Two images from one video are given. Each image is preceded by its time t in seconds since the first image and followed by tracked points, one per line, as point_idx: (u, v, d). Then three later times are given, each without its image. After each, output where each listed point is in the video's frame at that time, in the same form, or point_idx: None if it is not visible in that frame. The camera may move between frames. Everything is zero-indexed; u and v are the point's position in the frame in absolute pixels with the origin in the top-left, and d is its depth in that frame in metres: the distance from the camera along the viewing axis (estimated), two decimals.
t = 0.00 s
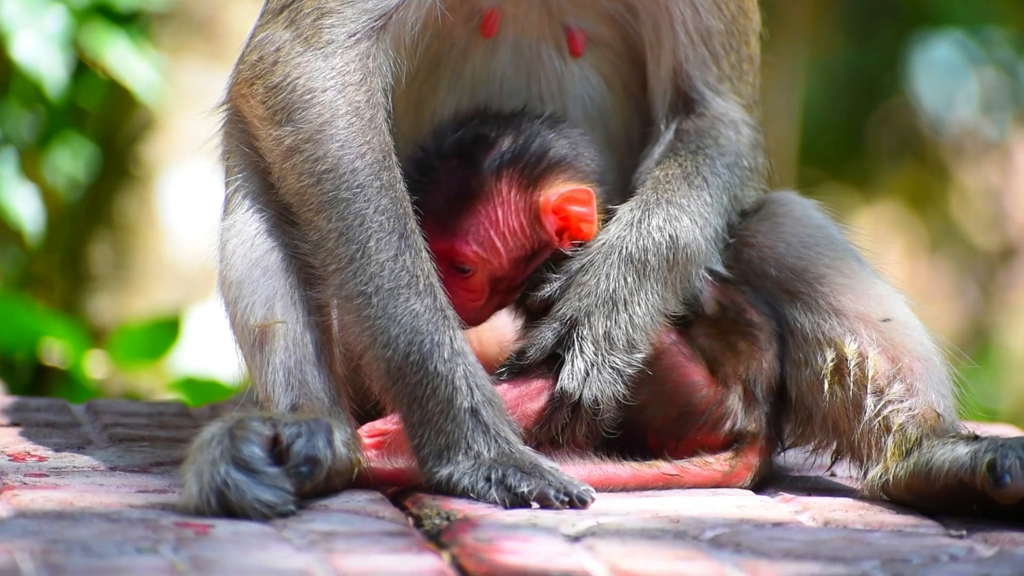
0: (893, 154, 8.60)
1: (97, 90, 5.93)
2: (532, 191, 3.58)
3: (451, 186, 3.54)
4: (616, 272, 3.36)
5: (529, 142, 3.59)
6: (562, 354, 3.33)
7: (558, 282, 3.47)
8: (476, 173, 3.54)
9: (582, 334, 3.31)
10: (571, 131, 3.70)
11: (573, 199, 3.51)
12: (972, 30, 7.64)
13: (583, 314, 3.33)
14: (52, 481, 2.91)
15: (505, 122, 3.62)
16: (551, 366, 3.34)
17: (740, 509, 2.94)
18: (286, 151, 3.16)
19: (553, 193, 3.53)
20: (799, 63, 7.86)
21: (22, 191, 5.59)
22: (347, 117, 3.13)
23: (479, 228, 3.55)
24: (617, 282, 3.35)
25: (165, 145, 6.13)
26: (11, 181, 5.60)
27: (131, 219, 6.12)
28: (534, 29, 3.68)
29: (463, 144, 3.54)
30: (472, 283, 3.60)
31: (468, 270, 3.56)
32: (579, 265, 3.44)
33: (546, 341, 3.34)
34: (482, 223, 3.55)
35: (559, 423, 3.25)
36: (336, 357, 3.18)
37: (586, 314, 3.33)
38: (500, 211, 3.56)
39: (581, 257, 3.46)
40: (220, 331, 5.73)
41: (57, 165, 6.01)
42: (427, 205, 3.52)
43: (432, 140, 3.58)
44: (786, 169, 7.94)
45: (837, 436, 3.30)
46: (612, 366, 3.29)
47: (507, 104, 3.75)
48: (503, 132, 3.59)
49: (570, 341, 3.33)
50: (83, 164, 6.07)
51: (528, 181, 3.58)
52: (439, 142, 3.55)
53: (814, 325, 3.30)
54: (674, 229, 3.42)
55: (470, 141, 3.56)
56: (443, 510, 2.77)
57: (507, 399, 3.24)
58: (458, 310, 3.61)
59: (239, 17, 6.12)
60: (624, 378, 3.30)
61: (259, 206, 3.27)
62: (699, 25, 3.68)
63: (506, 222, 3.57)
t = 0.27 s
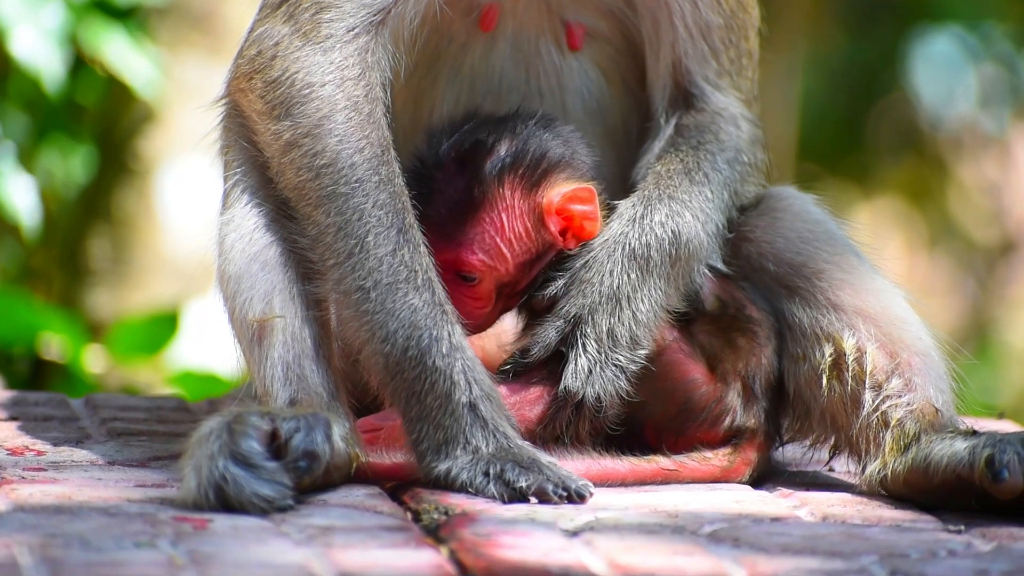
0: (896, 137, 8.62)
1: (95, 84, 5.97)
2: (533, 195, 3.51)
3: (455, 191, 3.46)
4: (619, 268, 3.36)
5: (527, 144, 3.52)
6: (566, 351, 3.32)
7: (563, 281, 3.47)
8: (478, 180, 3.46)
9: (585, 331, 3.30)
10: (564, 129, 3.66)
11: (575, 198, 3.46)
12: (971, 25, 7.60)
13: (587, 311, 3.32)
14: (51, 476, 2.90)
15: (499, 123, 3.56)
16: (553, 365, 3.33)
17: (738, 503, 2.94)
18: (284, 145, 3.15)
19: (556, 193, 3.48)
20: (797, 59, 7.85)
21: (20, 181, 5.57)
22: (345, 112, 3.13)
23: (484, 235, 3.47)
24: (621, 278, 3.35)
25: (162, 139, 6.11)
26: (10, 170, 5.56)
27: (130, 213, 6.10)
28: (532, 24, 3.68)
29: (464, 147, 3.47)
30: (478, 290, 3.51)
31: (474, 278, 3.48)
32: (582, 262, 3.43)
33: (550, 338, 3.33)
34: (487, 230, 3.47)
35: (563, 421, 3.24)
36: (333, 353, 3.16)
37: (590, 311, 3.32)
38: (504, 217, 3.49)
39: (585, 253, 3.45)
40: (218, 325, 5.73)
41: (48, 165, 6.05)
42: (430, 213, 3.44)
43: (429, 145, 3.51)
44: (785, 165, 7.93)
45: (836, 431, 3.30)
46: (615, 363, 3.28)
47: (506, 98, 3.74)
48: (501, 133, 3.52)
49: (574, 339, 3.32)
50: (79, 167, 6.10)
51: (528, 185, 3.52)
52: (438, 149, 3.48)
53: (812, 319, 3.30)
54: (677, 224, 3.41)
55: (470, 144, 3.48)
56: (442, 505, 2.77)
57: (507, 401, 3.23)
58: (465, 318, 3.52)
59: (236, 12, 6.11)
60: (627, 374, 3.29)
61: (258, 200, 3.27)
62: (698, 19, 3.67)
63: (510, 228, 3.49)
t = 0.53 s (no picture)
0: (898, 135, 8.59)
1: (94, 84, 5.96)
2: (523, 203, 3.50)
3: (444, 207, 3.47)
4: (616, 269, 3.36)
5: (515, 152, 3.51)
6: (562, 351, 3.33)
7: (562, 281, 3.44)
8: (468, 193, 3.46)
9: (582, 332, 3.31)
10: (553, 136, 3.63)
11: (567, 204, 3.47)
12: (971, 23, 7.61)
13: (584, 313, 3.33)
14: (49, 474, 2.90)
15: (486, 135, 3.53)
16: (549, 365, 3.34)
17: (737, 503, 2.95)
18: (283, 144, 3.15)
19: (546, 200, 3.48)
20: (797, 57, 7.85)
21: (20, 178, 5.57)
22: (345, 110, 3.13)
23: (476, 246, 3.47)
24: (618, 279, 3.35)
25: (162, 137, 6.12)
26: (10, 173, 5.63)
27: (130, 211, 6.10)
28: (531, 22, 3.68)
29: (451, 160, 3.46)
30: (473, 301, 3.51)
31: (469, 289, 3.49)
32: (579, 263, 3.43)
33: (546, 339, 3.34)
34: (479, 242, 3.47)
35: (560, 421, 3.25)
36: (332, 351, 3.16)
37: (586, 312, 3.33)
38: (496, 227, 3.48)
39: (581, 253, 3.45)
40: (218, 323, 5.73)
41: (57, 155, 5.98)
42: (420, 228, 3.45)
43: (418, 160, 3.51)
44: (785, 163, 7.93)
45: (835, 430, 3.30)
46: (612, 364, 3.29)
47: (506, 96, 3.73)
48: (487, 145, 3.50)
49: (570, 339, 3.33)
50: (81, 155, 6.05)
51: (518, 194, 3.50)
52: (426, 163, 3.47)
53: (811, 318, 3.30)
54: (674, 224, 3.41)
55: (457, 157, 3.47)
56: (441, 504, 2.78)
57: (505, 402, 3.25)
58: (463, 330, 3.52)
59: (235, 11, 6.12)
60: (624, 374, 3.30)
61: (257, 199, 3.27)
62: (697, 19, 3.67)
63: (503, 238, 3.48)
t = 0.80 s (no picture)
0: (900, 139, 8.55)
1: (93, 86, 6.00)
2: (514, 213, 3.49)
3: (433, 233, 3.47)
4: (614, 272, 3.37)
5: (496, 167, 3.50)
6: (565, 357, 3.33)
7: (562, 286, 3.43)
8: (457, 212, 3.45)
9: (583, 337, 3.31)
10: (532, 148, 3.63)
11: (555, 208, 3.49)
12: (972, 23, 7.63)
13: (584, 318, 3.33)
14: (49, 475, 2.90)
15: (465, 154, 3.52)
16: (551, 371, 3.35)
17: (737, 504, 2.95)
18: (283, 145, 3.16)
19: (536, 206, 3.49)
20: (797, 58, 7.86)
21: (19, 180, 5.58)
22: (344, 112, 3.13)
23: (475, 263, 3.44)
24: (616, 282, 3.35)
25: (161, 137, 6.13)
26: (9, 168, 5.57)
27: (130, 212, 6.09)
28: (530, 23, 3.67)
29: (432, 185, 3.46)
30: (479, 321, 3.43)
31: (474, 309, 3.42)
32: (577, 267, 3.42)
33: (548, 345, 3.34)
34: (476, 258, 3.44)
35: (565, 427, 3.26)
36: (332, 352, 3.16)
37: (586, 317, 3.33)
38: (491, 241, 3.46)
39: (579, 257, 3.45)
40: (217, 324, 5.74)
41: (47, 163, 6.01)
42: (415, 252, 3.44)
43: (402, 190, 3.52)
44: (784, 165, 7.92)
45: (834, 432, 3.30)
46: (614, 367, 3.29)
47: (504, 99, 3.73)
48: (468, 163, 3.49)
49: (572, 344, 3.33)
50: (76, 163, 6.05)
51: (508, 206, 3.50)
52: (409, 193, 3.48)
53: (811, 320, 3.31)
54: (671, 226, 3.42)
55: (440, 180, 3.47)
56: (440, 505, 2.77)
57: (511, 409, 3.24)
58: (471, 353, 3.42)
59: (235, 11, 6.14)
60: (627, 377, 3.30)
61: (256, 200, 3.27)
62: (695, 21, 3.69)
63: (500, 251, 3.46)
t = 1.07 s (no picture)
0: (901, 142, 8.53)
1: (95, 90, 6.01)
2: (516, 220, 3.52)
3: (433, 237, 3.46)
4: (613, 276, 3.37)
5: (497, 175, 3.51)
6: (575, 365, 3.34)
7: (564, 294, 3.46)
8: (461, 215, 3.46)
9: (591, 343, 3.31)
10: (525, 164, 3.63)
11: (555, 219, 3.55)
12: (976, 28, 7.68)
13: (588, 323, 3.33)
14: (50, 476, 2.90)
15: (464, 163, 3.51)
16: (564, 380, 3.35)
17: (737, 505, 2.94)
18: (282, 148, 3.16)
19: (539, 215, 3.54)
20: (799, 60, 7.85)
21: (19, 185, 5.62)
22: (343, 114, 3.13)
23: (477, 263, 3.46)
24: (617, 285, 3.36)
25: (163, 139, 6.11)
26: (9, 174, 5.62)
27: (131, 213, 6.10)
28: (529, 25, 3.67)
29: (434, 190, 3.45)
30: (475, 325, 3.44)
31: (472, 310, 3.44)
32: (576, 274, 3.44)
33: (557, 355, 3.35)
34: (479, 259, 3.46)
35: (584, 434, 3.27)
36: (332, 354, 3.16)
37: (592, 323, 3.33)
38: (494, 245, 3.49)
39: (580, 262, 3.46)
40: (219, 327, 5.75)
41: (50, 165, 6.07)
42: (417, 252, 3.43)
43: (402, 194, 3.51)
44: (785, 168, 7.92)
45: (835, 433, 3.30)
46: (626, 370, 3.29)
47: (503, 101, 3.71)
48: (469, 172, 3.48)
49: (580, 350, 3.33)
50: (78, 166, 6.13)
51: (510, 213, 3.52)
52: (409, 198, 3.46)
53: (812, 321, 3.31)
54: (667, 227, 3.43)
55: (443, 183, 3.46)
56: (441, 506, 2.77)
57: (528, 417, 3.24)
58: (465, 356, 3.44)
59: (235, 14, 6.12)
60: (641, 379, 3.30)
61: (256, 203, 3.27)
62: (694, 24, 3.70)
63: (502, 255, 3.49)
